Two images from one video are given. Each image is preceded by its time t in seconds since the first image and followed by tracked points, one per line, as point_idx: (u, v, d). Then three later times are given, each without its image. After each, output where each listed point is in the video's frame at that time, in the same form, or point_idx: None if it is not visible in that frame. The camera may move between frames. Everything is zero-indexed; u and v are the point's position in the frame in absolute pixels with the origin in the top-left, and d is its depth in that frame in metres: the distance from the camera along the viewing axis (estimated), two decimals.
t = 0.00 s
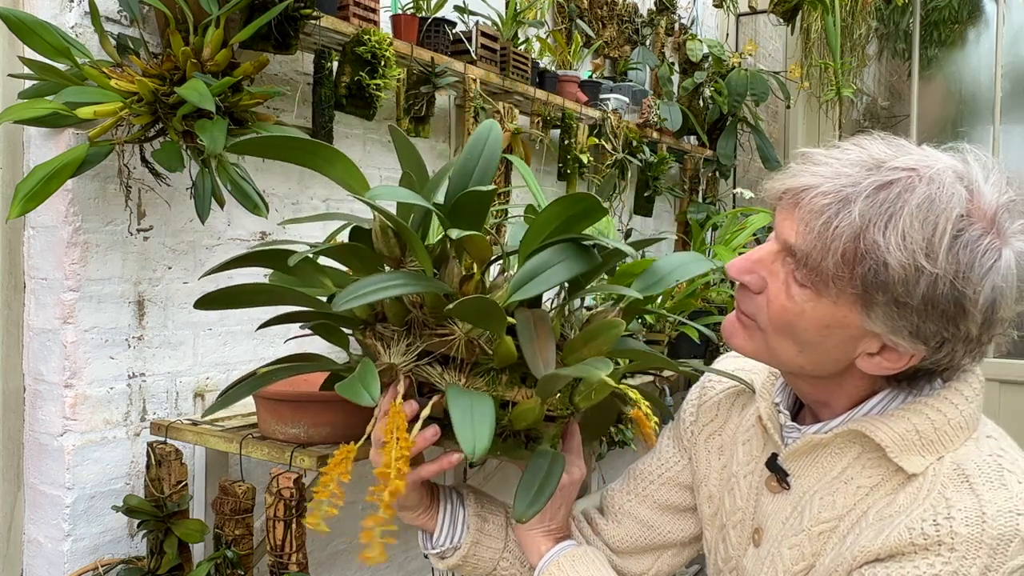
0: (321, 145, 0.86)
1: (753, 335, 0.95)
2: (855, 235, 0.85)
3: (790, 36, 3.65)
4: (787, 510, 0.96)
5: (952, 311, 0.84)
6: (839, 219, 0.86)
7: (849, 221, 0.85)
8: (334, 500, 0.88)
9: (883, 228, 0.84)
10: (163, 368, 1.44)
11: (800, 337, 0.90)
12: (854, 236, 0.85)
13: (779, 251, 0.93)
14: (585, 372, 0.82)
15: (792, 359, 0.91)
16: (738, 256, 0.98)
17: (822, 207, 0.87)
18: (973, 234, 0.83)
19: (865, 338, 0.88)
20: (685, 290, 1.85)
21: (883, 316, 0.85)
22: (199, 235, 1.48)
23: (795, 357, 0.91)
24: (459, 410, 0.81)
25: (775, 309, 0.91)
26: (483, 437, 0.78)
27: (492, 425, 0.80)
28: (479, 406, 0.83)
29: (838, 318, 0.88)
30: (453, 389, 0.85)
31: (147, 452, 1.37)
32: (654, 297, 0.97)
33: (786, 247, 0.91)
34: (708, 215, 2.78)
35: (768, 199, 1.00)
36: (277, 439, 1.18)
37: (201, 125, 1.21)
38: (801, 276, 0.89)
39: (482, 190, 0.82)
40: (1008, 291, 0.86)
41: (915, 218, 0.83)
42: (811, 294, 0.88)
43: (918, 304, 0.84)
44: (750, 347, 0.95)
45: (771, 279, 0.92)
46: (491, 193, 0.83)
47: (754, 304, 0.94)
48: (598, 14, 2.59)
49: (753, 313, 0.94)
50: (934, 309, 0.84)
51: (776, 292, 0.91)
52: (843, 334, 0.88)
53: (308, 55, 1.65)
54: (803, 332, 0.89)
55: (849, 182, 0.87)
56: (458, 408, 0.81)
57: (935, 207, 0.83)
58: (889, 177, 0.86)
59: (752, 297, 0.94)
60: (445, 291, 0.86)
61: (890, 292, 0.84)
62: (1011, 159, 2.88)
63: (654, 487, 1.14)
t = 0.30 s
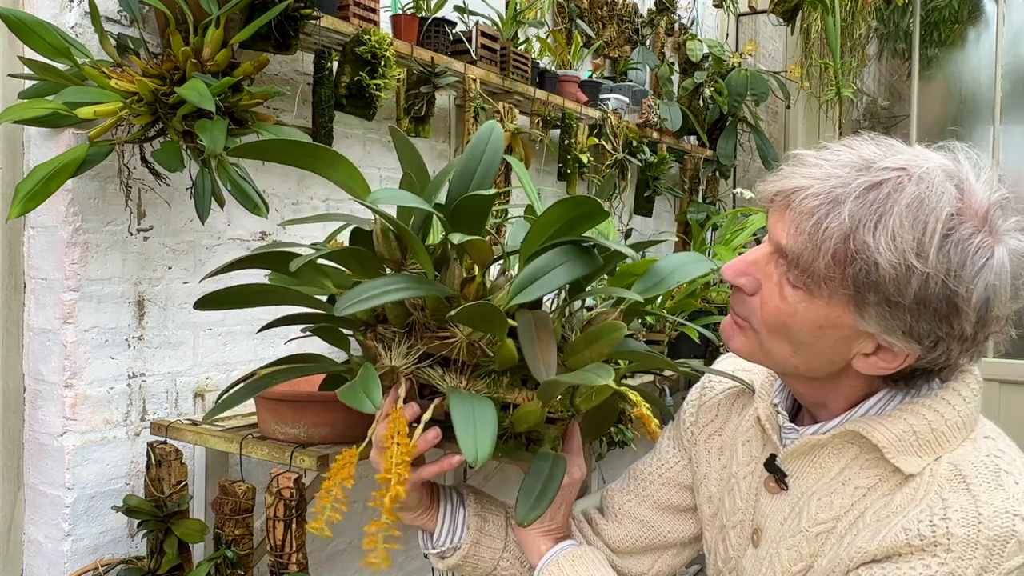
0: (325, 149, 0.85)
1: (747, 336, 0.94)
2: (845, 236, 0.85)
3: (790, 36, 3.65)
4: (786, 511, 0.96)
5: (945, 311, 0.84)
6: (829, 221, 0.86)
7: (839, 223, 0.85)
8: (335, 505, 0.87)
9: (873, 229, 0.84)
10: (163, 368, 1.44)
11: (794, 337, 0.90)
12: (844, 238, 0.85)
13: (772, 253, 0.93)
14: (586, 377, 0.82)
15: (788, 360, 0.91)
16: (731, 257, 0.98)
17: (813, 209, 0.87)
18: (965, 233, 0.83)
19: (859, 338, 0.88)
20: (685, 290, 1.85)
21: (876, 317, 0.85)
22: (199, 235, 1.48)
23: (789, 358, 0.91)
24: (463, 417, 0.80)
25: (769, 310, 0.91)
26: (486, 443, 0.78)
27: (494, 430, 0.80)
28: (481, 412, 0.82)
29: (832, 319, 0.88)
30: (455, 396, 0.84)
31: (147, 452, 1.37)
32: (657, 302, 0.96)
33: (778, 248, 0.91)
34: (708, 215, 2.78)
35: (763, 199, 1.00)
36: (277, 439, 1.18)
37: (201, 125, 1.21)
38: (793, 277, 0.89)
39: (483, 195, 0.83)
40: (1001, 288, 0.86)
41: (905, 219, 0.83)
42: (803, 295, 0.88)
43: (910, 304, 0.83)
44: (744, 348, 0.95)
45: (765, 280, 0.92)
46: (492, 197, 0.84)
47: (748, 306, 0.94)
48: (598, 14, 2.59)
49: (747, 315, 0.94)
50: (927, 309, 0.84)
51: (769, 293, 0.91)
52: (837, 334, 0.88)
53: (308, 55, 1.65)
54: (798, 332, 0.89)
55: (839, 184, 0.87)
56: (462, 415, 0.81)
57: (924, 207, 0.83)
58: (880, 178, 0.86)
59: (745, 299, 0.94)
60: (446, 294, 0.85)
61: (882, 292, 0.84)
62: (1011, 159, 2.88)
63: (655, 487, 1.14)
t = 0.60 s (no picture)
0: (323, 145, 0.86)
1: (746, 329, 0.95)
2: (829, 220, 0.85)
3: (790, 36, 3.64)
4: (787, 508, 0.96)
5: (933, 291, 0.83)
6: (810, 206, 0.87)
7: (821, 206, 0.86)
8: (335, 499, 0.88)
9: (855, 211, 0.84)
10: (163, 367, 1.44)
11: (790, 327, 0.90)
12: (827, 221, 0.85)
13: (766, 245, 0.94)
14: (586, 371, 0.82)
15: (785, 350, 0.91)
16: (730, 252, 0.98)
17: (796, 195, 0.88)
18: (950, 214, 0.83)
19: (855, 326, 0.88)
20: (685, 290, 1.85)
21: (865, 299, 0.85)
22: (199, 235, 1.48)
23: (788, 349, 0.91)
24: (461, 411, 0.80)
25: (766, 301, 0.91)
26: (485, 437, 0.78)
27: (492, 424, 0.80)
28: (479, 406, 0.82)
29: (825, 306, 0.88)
30: (454, 390, 0.84)
31: (147, 452, 1.37)
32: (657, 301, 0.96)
33: (770, 239, 0.92)
34: (708, 215, 2.78)
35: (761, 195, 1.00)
36: (277, 439, 1.18)
37: (201, 126, 1.21)
38: (787, 266, 0.89)
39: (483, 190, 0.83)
40: (992, 271, 0.84)
41: (885, 200, 0.83)
42: (796, 283, 0.89)
43: (897, 285, 0.83)
44: (745, 342, 0.95)
45: (760, 271, 0.92)
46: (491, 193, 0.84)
47: (747, 298, 0.94)
48: (598, 14, 2.59)
49: (748, 308, 0.94)
50: (914, 289, 0.83)
51: (765, 282, 0.91)
52: (831, 322, 0.88)
53: (308, 56, 1.65)
54: (793, 321, 0.89)
55: (821, 170, 0.88)
56: (460, 410, 0.81)
57: (905, 188, 0.84)
58: (860, 164, 0.87)
59: (743, 291, 0.94)
60: (445, 290, 0.85)
61: (868, 273, 0.84)
62: (1011, 159, 2.88)
63: (656, 485, 1.14)
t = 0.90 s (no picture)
0: (340, 137, 0.85)
1: (753, 327, 0.94)
2: (846, 219, 0.85)
3: (790, 36, 3.65)
4: (790, 507, 0.96)
5: (946, 293, 0.84)
6: (828, 204, 0.87)
7: (839, 205, 0.85)
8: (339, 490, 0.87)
9: (872, 212, 0.84)
10: (163, 367, 1.44)
11: (799, 326, 0.90)
12: (844, 220, 0.85)
13: (778, 243, 0.93)
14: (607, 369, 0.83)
15: (793, 350, 0.91)
16: (741, 250, 0.98)
17: (814, 193, 0.88)
18: (965, 217, 0.83)
19: (864, 326, 0.88)
20: (685, 290, 1.85)
21: (878, 300, 0.85)
22: (199, 235, 1.48)
23: (796, 348, 0.91)
24: (477, 408, 0.80)
25: (775, 299, 0.91)
26: (499, 434, 0.78)
27: (507, 420, 0.80)
28: (494, 403, 0.82)
29: (836, 305, 0.88)
30: (466, 386, 0.84)
31: (147, 452, 1.37)
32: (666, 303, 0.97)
33: (782, 237, 0.92)
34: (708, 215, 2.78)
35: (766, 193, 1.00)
36: (277, 439, 1.18)
37: (201, 125, 1.21)
38: (799, 265, 0.89)
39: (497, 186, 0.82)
40: (1003, 276, 0.85)
41: (904, 201, 0.83)
42: (808, 281, 0.88)
43: (912, 287, 0.83)
44: (752, 340, 0.95)
45: (770, 270, 0.92)
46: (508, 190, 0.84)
47: (755, 297, 0.94)
48: (598, 14, 2.59)
49: (756, 307, 0.94)
50: (928, 291, 0.84)
51: (775, 282, 0.91)
52: (841, 321, 0.88)
53: (308, 55, 1.65)
54: (803, 320, 0.89)
55: (839, 169, 0.88)
56: (475, 407, 0.80)
57: (922, 190, 0.84)
58: (879, 165, 0.87)
59: (752, 289, 0.94)
60: (458, 285, 0.85)
61: (883, 274, 0.84)
62: (1010, 160, 2.89)
63: (659, 484, 1.14)
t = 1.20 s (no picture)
0: (347, 136, 0.85)
1: (761, 333, 0.94)
2: (863, 230, 0.85)
3: (790, 36, 3.65)
4: (793, 508, 0.96)
5: (961, 303, 0.84)
6: (845, 214, 0.86)
7: (856, 215, 0.85)
8: (340, 490, 0.87)
9: (889, 222, 0.84)
10: (164, 368, 1.44)
11: (809, 334, 0.90)
12: (861, 230, 0.85)
13: (788, 249, 0.93)
14: (607, 377, 0.83)
15: (802, 357, 0.91)
16: (749, 255, 0.97)
17: (830, 202, 0.88)
18: (982, 227, 0.83)
19: (875, 333, 0.88)
20: (686, 290, 1.85)
21: (892, 310, 0.85)
22: (199, 235, 1.48)
23: (805, 355, 0.91)
24: (479, 412, 0.80)
25: (785, 306, 0.91)
26: (503, 438, 0.78)
27: (509, 423, 0.80)
28: (497, 405, 0.82)
29: (847, 314, 0.88)
30: (470, 387, 0.85)
31: (147, 452, 1.37)
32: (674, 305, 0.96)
33: (794, 244, 0.92)
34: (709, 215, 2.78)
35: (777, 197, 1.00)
36: (277, 439, 1.18)
37: (201, 125, 1.21)
38: (811, 273, 0.89)
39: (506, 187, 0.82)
40: (1016, 284, 0.86)
41: (922, 211, 0.83)
42: (819, 290, 0.88)
43: (927, 298, 0.84)
44: (759, 346, 0.95)
45: (780, 276, 0.92)
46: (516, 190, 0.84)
47: (764, 303, 0.94)
48: (598, 14, 2.59)
49: (764, 313, 0.94)
50: (943, 301, 0.84)
51: (785, 289, 0.91)
52: (853, 329, 0.88)
53: (308, 55, 1.65)
54: (813, 328, 0.89)
55: (855, 177, 0.88)
56: (478, 411, 0.80)
57: (940, 200, 0.83)
58: (895, 172, 0.86)
59: (761, 296, 0.94)
60: (463, 286, 0.85)
61: (899, 285, 0.84)
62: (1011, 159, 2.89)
63: (662, 483, 1.14)
